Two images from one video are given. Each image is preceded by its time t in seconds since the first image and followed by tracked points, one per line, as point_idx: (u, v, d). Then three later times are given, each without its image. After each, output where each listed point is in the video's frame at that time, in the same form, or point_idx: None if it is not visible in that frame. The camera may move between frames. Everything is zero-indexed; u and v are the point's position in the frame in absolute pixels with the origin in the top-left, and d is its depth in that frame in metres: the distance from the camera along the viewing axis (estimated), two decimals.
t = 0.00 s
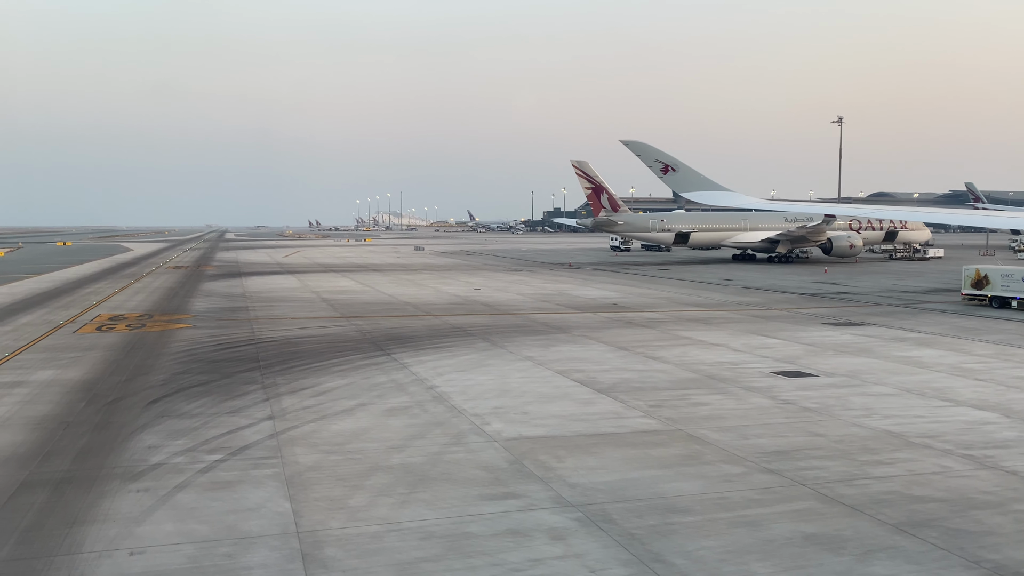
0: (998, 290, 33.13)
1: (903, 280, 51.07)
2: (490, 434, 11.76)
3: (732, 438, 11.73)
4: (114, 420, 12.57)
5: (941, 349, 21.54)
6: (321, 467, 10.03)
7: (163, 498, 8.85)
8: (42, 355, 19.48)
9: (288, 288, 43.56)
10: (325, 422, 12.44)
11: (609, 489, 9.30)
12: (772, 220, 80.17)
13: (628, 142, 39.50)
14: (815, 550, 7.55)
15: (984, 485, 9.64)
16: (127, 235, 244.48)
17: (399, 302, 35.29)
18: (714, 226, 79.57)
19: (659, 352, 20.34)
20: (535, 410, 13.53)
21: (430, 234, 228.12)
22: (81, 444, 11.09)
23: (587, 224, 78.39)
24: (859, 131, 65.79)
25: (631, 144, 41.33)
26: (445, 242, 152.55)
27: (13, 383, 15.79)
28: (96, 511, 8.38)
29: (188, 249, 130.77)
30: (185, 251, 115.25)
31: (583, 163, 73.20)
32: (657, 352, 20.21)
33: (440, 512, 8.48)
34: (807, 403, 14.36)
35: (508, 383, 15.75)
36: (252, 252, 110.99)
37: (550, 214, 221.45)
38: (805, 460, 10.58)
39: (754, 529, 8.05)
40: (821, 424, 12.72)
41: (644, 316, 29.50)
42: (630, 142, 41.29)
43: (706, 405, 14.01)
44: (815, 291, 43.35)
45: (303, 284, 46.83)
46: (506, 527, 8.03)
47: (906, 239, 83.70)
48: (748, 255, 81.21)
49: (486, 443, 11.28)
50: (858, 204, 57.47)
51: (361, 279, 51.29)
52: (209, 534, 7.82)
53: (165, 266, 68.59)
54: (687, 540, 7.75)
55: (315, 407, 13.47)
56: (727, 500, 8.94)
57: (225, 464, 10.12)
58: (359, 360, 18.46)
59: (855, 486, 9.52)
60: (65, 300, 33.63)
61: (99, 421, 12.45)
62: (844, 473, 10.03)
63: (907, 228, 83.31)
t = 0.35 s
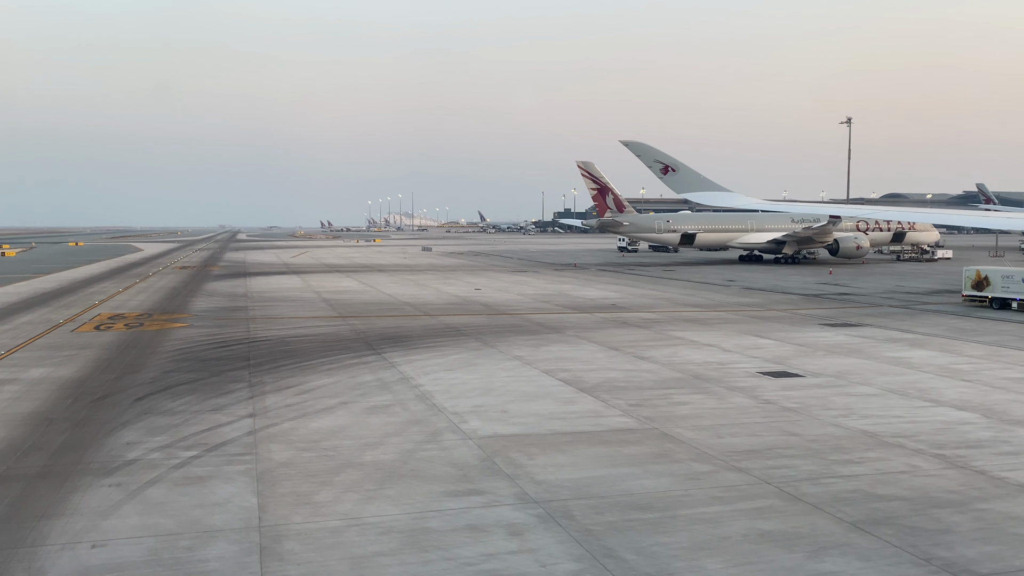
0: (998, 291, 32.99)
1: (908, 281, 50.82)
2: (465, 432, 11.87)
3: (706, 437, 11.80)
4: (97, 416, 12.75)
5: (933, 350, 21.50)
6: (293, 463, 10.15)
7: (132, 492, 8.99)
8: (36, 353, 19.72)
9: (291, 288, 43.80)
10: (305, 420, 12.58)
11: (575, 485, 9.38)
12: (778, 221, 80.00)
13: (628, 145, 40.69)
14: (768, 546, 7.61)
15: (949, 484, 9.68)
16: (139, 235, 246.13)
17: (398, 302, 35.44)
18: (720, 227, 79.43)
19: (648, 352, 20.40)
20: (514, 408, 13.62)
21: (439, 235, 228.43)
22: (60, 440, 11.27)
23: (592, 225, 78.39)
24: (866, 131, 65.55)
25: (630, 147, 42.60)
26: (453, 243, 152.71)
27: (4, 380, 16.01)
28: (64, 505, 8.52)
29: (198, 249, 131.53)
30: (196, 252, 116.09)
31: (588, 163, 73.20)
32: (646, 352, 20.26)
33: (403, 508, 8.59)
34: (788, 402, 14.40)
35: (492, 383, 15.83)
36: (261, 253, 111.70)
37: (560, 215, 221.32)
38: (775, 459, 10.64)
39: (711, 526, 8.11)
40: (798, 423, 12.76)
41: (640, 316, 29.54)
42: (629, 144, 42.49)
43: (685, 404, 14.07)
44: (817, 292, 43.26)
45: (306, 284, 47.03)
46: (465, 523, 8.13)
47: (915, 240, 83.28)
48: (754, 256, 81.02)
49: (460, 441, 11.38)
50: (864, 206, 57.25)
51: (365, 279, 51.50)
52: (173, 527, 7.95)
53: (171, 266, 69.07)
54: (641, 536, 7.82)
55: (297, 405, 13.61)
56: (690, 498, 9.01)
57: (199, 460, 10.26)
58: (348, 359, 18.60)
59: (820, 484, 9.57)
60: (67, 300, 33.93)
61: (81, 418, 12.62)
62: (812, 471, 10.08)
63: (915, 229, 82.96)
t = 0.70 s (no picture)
0: (999, 293, 32.83)
1: (913, 283, 50.57)
2: (442, 431, 11.98)
3: (682, 436, 11.87)
4: (82, 414, 12.93)
5: (926, 352, 21.45)
6: (266, 460, 10.28)
7: (105, 488, 9.15)
8: (32, 352, 19.97)
9: (294, 288, 44.05)
10: (285, 418, 12.72)
11: (542, 483, 9.48)
12: (786, 222, 79.78)
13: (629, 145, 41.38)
14: (723, 543, 7.69)
15: (916, 483, 9.71)
16: (151, 236, 247.63)
17: (398, 302, 35.60)
18: (726, 228, 79.27)
19: (639, 352, 20.46)
20: (495, 407, 13.73)
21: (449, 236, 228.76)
22: (42, 436, 11.44)
23: (598, 226, 78.39)
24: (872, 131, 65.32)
25: (630, 146, 43.97)
26: (462, 244, 153.00)
27: None
28: (36, 500, 8.68)
29: (208, 249, 132.30)
30: (207, 252, 117.03)
31: (594, 164, 73.25)
32: (637, 353, 20.33)
33: (369, 504, 8.71)
34: (769, 402, 14.43)
35: (477, 382, 15.95)
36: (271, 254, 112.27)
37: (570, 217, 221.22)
38: (746, 458, 10.70)
39: (670, 523, 8.19)
40: (776, 423, 12.80)
41: (637, 317, 29.58)
42: (629, 144, 43.77)
43: (666, 404, 14.14)
44: (820, 293, 43.15)
45: (309, 284, 47.27)
46: (427, 519, 8.24)
47: (923, 241, 82.82)
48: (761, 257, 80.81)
49: (436, 439, 11.49)
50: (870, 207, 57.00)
51: (369, 280, 51.79)
52: (139, 522, 8.09)
53: (179, 266, 69.59)
54: (599, 533, 7.91)
55: (280, 403, 13.76)
56: (654, 496, 9.09)
57: (174, 457, 10.41)
58: (338, 359, 18.75)
59: (786, 482, 9.63)
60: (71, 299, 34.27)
61: (66, 415, 12.81)
62: (781, 470, 10.13)
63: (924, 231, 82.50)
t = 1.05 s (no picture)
0: (999, 294, 32.67)
1: (917, 283, 50.37)
2: (419, 429, 12.08)
3: (656, 435, 11.93)
4: (66, 411, 13.11)
5: (917, 352, 21.40)
6: (240, 457, 10.42)
7: (77, 482, 9.31)
8: (27, 350, 20.19)
9: (296, 288, 44.25)
10: (265, 415, 12.86)
11: (508, 479, 9.58)
12: (792, 223, 79.54)
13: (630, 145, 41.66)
14: (677, 539, 7.76)
15: (882, 482, 9.75)
16: (162, 236, 248.88)
17: (397, 302, 35.72)
18: (732, 228, 79.10)
19: (629, 352, 20.52)
20: (475, 405, 13.83)
21: (459, 236, 229.08)
22: (23, 432, 11.62)
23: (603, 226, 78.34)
24: (879, 131, 65.06)
25: (631, 146, 44.49)
26: (470, 244, 153.03)
27: None
28: (7, 494, 8.84)
29: (217, 249, 132.80)
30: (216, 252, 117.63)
31: (599, 164, 73.23)
32: (627, 352, 20.39)
33: (333, 500, 8.82)
34: (750, 401, 14.47)
35: (462, 381, 16.04)
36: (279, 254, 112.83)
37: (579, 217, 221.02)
38: (717, 456, 10.76)
39: (628, 520, 8.27)
40: (752, 422, 12.86)
41: (634, 317, 29.60)
42: (630, 144, 44.26)
43: (647, 403, 14.20)
44: (822, 294, 43.02)
45: (312, 284, 47.45)
46: (388, 514, 8.35)
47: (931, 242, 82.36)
48: (767, 257, 80.57)
49: (411, 436, 11.59)
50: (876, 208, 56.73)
51: (372, 280, 52.00)
52: (105, 515, 8.23)
53: (186, 266, 69.87)
54: (555, 529, 8.00)
55: (262, 401, 13.90)
56: (617, 493, 9.17)
57: (149, 453, 10.56)
58: (328, 358, 18.90)
59: (751, 481, 9.68)
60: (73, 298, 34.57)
61: (50, 412, 12.99)
62: (749, 468, 10.19)
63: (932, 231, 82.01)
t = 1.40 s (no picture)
0: (997, 295, 32.55)
1: (919, 284, 50.22)
2: (394, 426, 12.19)
3: (629, 433, 12.02)
4: (49, 407, 13.29)
5: (907, 353, 21.38)
6: (212, 452, 10.55)
7: (48, 477, 9.45)
8: (21, 348, 20.41)
9: (296, 288, 44.45)
10: (245, 412, 13.00)
11: (474, 476, 9.66)
12: (796, 224, 79.36)
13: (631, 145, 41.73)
14: (631, 535, 7.83)
15: (846, 480, 9.79)
16: (171, 236, 250.09)
17: (395, 302, 35.85)
18: (737, 229, 78.98)
19: (618, 352, 20.60)
20: (454, 403, 13.94)
21: (466, 236, 229.26)
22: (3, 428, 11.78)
23: (607, 227, 78.33)
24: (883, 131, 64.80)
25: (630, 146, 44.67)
26: (476, 245, 153.34)
27: None
28: None
29: (224, 249, 133.33)
30: (222, 253, 118.03)
31: (603, 165, 73.28)
32: (615, 352, 20.46)
33: (298, 495, 8.94)
34: (729, 401, 14.51)
35: (445, 379, 16.16)
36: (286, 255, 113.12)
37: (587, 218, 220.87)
38: (685, 454, 10.83)
39: (586, 516, 8.35)
40: (727, 421, 12.93)
41: (628, 317, 29.64)
42: (630, 144, 44.36)
43: (625, 402, 14.28)
44: (822, 295, 42.92)
45: (313, 283, 47.62)
46: (348, 510, 8.45)
47: (936, 244, 82.01)
48: (772, 258, 80.37)
49: (385, 433, 11.71)
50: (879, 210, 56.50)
51: (374, 280, 52.14)
52: (71, 508, 8.37)
53: (190, 266, 70.20)
54: (512, 524, 8.09)
55: (244, 398, 14.04)
56: (579, 490, 9.25)
57: (124, 449, 10.70)
58: (317, 356, 19.04)
59: (715, 478, 9.75)
60: (74, 297, 34.87)
61: (33, 408, 13.16)
62: (716, 467, 10.25)
63: (937, 232, 81.62)
